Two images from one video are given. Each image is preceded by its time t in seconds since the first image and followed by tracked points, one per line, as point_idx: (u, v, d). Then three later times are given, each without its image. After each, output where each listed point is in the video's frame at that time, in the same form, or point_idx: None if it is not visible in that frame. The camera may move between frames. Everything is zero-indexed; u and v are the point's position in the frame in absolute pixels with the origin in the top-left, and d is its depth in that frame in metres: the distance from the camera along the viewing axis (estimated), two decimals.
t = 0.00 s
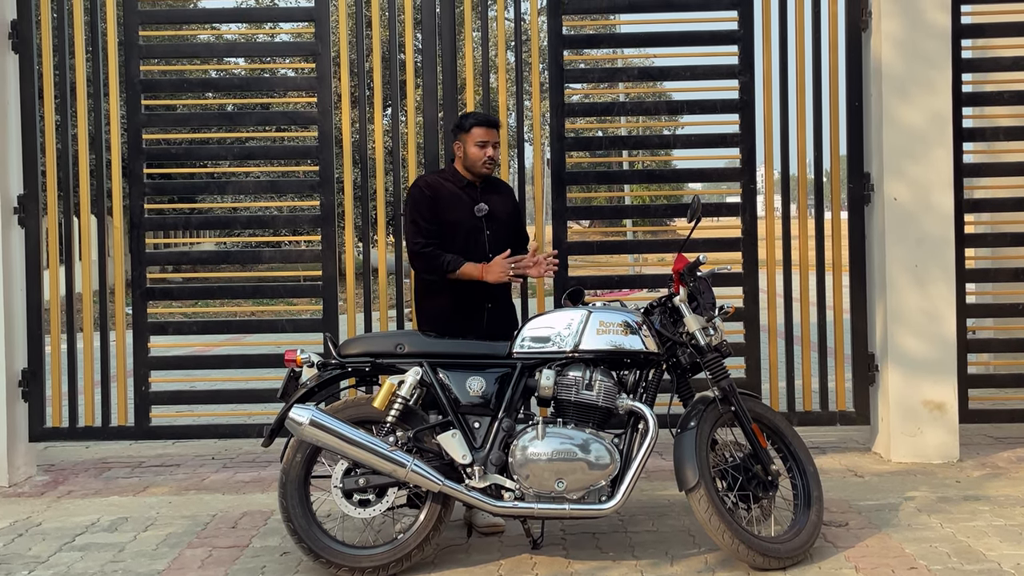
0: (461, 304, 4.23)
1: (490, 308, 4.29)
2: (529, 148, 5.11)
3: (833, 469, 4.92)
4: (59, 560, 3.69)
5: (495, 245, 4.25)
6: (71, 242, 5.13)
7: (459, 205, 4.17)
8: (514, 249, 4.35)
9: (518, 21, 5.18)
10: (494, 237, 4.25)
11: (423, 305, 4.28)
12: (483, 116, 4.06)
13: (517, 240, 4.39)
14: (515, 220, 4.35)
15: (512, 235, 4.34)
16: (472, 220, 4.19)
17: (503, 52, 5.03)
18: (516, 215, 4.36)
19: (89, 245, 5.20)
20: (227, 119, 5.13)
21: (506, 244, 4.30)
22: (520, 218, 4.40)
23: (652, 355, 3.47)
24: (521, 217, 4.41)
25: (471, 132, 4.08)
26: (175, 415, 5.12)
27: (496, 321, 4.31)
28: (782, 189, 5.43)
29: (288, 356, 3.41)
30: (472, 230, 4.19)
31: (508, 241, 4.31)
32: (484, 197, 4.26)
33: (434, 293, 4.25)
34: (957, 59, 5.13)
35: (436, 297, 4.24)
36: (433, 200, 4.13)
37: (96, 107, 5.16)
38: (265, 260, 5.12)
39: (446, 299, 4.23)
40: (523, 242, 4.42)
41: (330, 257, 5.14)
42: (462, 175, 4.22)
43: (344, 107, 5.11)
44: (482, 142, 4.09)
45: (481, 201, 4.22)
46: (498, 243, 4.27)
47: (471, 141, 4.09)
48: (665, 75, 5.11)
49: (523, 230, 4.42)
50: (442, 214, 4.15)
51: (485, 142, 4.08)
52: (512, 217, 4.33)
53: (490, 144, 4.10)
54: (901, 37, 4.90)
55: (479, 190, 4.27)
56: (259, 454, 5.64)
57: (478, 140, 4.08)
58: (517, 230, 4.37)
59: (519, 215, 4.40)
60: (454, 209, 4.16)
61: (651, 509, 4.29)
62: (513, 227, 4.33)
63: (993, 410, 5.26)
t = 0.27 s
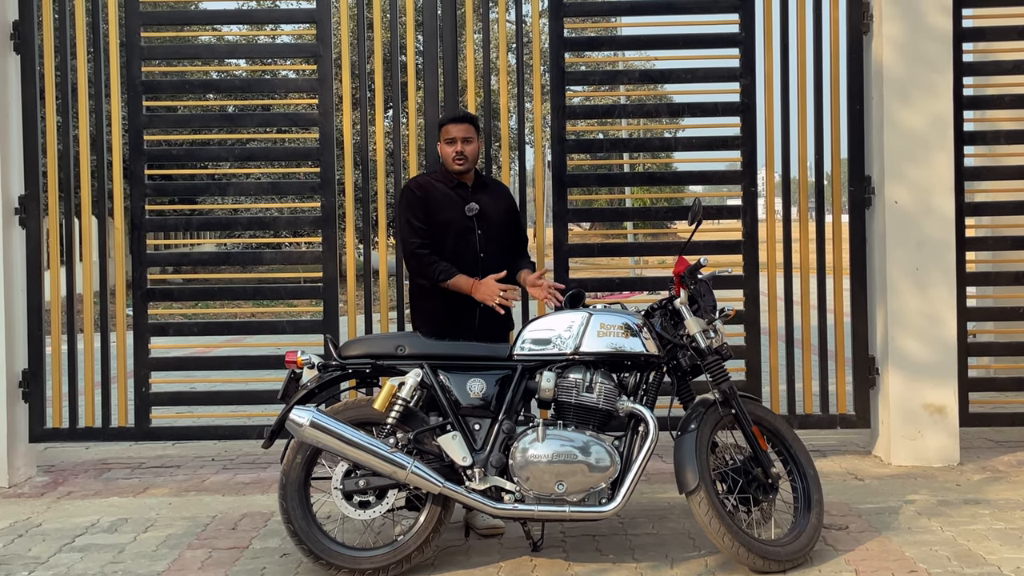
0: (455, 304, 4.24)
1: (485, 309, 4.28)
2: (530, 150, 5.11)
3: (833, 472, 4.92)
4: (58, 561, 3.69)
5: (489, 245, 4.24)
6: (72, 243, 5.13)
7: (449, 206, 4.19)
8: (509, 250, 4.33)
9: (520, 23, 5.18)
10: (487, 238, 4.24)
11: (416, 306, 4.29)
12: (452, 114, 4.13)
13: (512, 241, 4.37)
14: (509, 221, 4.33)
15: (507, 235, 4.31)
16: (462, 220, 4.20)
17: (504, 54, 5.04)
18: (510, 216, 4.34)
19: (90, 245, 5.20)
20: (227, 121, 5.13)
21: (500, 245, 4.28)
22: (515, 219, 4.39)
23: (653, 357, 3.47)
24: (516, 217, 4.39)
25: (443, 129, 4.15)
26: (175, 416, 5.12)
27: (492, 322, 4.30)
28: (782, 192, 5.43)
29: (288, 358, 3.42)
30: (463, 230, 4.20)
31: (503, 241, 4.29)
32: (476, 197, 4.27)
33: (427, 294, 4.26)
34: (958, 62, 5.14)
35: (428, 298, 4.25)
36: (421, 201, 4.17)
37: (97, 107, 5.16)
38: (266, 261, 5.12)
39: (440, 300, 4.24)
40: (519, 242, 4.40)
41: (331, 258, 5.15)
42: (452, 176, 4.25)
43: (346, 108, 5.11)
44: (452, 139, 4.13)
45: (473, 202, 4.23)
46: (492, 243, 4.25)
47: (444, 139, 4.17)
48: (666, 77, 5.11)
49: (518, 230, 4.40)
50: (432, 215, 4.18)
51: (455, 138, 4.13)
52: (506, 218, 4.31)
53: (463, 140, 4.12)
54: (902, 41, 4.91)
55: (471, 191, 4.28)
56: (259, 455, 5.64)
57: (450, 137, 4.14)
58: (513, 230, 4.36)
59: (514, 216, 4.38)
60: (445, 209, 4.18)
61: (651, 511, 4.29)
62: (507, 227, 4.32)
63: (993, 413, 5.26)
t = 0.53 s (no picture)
0: (445, 306, 4.25)
1: (474, 312, 4.28)
2: (531, 152, 5.11)
3: (833, 474, 4.92)
4: (59, 561, 3.69)
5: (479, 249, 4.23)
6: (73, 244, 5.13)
7: (439, 208, 4.20)
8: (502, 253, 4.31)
9: (521, 25, 5.19)
10: (478, 241, 4.23)
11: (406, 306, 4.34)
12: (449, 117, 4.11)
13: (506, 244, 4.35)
14: (503, 225, 4.30)
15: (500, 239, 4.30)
16: (452, 223, 4.20)
17: (505, 56, 5.05)
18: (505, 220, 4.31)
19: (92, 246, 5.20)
20: (229, 122, 5.13)
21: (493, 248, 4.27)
22: (512, 223, 4.36)
23: (654, 359, 3.47)
24: (512, 220, 4.36)
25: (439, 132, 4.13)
26: (176, 417, 5.12)
27: (482, 325, 4.29)
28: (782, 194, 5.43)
29: (289, 359, 3.42)
30: (453, 233, 4.20)
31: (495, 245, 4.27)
32: (470, 200, 4.25)
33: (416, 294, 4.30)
34: (958, 65, 5.14)
35: (416, 297, 4.28)
36: (409, 203, 4.21)
37: (99, 109, 5.17)
38: (267, 263, 5.12)
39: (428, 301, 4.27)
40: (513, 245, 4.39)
41: (331, 260, 5.15)
42: (446, 178, 4.25)
43: (347, 110, 5.12)
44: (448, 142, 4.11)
45: (465, 205, 4.22)
46: (483, 247, 4.24)
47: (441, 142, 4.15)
48: (667, 80, 5.12)
49: (513, 234, 4.38)
50: (419, 217, 4.21)
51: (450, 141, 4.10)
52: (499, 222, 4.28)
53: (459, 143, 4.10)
54: (902, 44, 4.91)
55: (466, 194, 4.27)
56: (260, 456, 5.64)
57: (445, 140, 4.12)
58: (506, 234, 4.35)
59: (510, 220, 4.35)
60: (434, 211, 4.20)
61: (651, 514, 4.29)
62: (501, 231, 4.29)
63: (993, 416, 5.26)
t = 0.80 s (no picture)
0: (439, 305, 4.25)
1: (466, 313, 4.24)
2: (532, 154, 5.11)
3: (834, 476, 4.92)
4: (60, 562, 3.70)
5: (474, 249, 4.22)
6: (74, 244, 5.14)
7: (436, 207, 4.22)
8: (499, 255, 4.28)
9: (523, 26, 5.19)
10: (473, 242, 4.22)
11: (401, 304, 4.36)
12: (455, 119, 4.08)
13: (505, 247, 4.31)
14: (502, 227, 4.27)
15: (498, 241, 4.27)
16: (446, 222, 4.21)
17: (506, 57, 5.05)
18: (504, 222, 4.27)
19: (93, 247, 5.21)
20: (230, 123, 5.14)
21: (490, 250, 4.24)
22: (513, 226, 4.31)
23: (654, 361, 3.48)
24: (514, 223, 4.31)
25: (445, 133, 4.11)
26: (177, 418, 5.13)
27: (475, 326, 4.25)
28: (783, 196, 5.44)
29: (290, 360, 3.43)
30: (447, 232, 4.21)
31: (492, 247, 4.25)
32: (469, 200, 4.24)
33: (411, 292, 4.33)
34: (959, 68, 5.15)
35: (412, 294, 4.32)
36: (405, 201, 4.25)
37: (101, 109, 5.17)
38: (267, 264, 5.13)
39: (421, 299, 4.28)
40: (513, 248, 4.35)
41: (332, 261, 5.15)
42: (446, 179, 4.26)
43: (348, 111, 5.12)
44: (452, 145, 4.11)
45: (462, 205, 4.22)
46: (478, 248, 4.22)
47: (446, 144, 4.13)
48: (668, 82, 5.12)
49: (513, 237, 4.34)
50: (415, 215, 4.24)
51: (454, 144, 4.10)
52: (497, 224, 4.25)
53: (463, 148, 4.10)
54: (903, 46, 4.92)
55: (466, 194, 4.26)
56: (260, 457, 5.64)
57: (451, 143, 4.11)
58: (504, 236, 4.31)
59: (512, 223, 4.30)
60: (431, 210, 4.22)
61: (651, 515, 4.29)
62: (499, 233, 4.26)
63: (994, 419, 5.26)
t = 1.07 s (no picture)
0: (444, 305, 4.25)
1: (471, 313, 4.23)
2: (533, 154, 5.11)
3: (834, 477, 4.92)
4: (60, 562, 3.70)
5: (480, 250, 4.21)
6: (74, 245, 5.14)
7: (442, 208, 4.23)
8: (506, 257, 4.26)
9: (523, 27, 5.19)
10: (479, 242, 4.21)
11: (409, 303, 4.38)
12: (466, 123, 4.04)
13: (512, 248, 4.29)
14: (509, 229, 4.25)
15: (505, 243, 4.25)
16: (452, 223, 4.21)
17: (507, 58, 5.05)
18: (511, 224, 4.25)
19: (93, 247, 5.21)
20: (230, 123, 5.14)
21: (496, 251, 4.23)
22: (521, 228, 4.29)
23: (654, 362, 3.48)
24: (521, 225, 4.29)
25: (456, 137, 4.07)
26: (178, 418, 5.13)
27: (479, 327, 4.25)
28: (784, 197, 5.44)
29: (290, 361, 3.43)
30: (453, 232, 4.21)
31: (499, 248, 4.23)
32: (476, 201, 4.24)
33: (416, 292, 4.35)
34: (959, 68, 5.14)
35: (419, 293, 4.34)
36: (412, 202, 4.27)
37: (101, 109, 5.17)
38: (268, 264, 5.12)
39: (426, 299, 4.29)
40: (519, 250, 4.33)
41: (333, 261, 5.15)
42: (454, 180, 4.25)
43: (349, 111, 5.12)
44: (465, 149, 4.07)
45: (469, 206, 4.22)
46: (485, 249, 4.21)
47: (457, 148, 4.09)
48: (669, 82, 5.12)
49: (521, 238, 4.31)
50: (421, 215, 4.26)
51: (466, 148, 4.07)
52: (503, 225, 4.23)
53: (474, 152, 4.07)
54: (904, 46, 4.92)
55: (473, 196, 4.25)
56: (261, 457, 5.64)
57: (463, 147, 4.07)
58: (512, 238, 4.28)
59: (519, 224, 4.28)
60: (437, 211, 4.23)
61: (651, 516, 4.29)
62: (505, 235, 4.25)
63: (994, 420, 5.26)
